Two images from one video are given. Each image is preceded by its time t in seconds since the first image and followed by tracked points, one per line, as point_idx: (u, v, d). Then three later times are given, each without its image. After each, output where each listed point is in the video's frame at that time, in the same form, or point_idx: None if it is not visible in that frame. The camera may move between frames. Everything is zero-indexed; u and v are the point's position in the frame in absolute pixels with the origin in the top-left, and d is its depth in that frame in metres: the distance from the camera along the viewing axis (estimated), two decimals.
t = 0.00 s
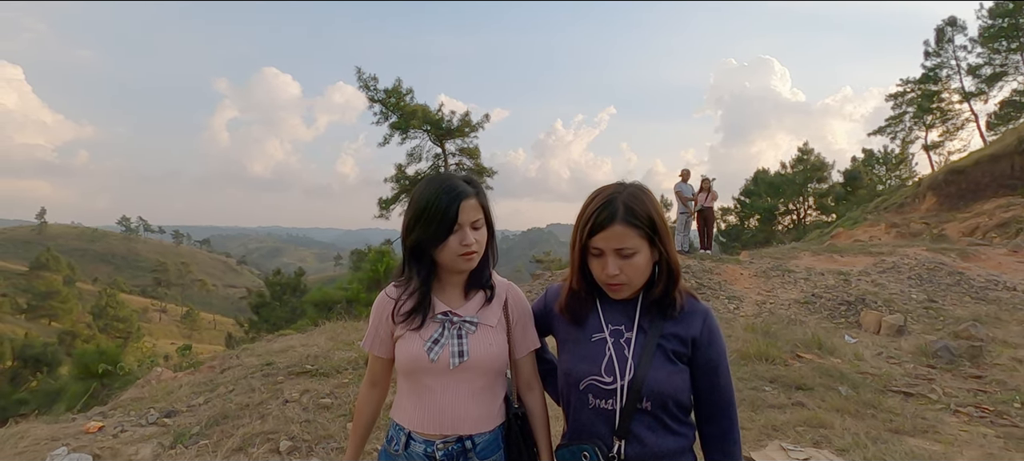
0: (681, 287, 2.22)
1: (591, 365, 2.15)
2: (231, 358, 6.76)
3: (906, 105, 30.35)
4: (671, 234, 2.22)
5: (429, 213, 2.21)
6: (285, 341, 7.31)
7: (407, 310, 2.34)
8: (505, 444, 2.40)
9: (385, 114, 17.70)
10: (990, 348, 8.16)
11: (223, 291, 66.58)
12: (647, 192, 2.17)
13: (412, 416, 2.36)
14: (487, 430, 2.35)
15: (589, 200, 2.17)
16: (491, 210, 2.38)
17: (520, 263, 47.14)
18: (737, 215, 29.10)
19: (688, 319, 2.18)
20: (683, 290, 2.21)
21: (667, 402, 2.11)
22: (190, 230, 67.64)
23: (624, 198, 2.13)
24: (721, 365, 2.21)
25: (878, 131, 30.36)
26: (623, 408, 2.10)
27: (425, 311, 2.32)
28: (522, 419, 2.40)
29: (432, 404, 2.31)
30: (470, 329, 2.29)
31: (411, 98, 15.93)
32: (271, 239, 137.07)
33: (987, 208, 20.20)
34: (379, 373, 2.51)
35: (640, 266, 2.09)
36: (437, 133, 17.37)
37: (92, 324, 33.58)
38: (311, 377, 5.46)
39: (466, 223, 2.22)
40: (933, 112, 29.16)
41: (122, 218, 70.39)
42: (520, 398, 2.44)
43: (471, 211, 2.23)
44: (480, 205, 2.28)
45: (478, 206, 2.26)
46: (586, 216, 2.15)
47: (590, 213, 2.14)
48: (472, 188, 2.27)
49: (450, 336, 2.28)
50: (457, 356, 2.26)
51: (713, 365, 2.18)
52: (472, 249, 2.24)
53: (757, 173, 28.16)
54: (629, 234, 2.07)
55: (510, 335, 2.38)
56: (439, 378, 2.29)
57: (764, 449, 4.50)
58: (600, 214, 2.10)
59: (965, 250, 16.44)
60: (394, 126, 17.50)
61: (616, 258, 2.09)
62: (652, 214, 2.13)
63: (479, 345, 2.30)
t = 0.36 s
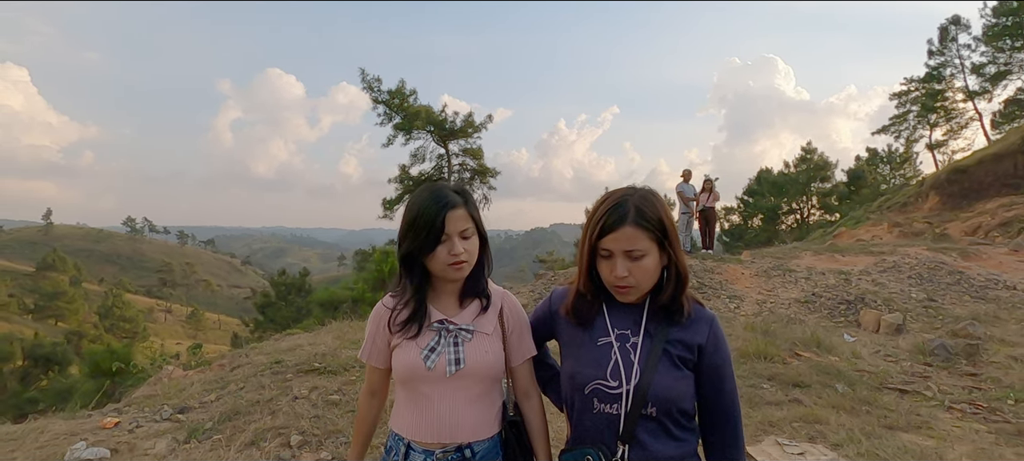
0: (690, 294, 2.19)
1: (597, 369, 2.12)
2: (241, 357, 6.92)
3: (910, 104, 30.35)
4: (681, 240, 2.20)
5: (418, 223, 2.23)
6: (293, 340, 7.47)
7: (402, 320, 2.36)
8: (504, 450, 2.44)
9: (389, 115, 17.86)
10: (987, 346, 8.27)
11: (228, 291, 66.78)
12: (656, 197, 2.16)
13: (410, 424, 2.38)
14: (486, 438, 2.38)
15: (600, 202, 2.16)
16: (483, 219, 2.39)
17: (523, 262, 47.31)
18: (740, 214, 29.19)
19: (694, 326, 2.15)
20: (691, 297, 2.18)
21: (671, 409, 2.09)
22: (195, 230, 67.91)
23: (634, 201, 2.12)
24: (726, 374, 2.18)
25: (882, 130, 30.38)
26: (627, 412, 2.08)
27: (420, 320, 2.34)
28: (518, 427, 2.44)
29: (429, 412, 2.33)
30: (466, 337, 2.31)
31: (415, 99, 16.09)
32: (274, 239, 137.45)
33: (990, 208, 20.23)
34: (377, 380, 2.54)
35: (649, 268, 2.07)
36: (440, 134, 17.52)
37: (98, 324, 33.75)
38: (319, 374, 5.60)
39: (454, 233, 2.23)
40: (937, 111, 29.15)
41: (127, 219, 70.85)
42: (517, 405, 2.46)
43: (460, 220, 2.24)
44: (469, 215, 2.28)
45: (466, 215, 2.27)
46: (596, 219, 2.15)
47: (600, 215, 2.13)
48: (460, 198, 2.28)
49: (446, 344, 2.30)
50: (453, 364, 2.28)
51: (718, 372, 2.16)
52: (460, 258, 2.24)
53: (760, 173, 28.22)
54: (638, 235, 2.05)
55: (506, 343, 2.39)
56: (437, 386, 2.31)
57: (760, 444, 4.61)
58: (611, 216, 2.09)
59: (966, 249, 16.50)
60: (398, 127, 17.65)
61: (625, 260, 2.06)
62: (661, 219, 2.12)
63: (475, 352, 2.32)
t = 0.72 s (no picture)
0: (696, 287, 2.23)
1: (604, 359, 2.15)
2: (250, 354, 7.08)
3: (916, 103, 30.31)
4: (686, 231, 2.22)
5: (400, 227, 2.25)
6: (301, 338, 7.63)
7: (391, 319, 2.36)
8: (495, 449, 2.39)
9: (393, 116, 18.01)
10: (985, 345, 8.37)
11: (234, 291, 67.05)
12: (662, 190, 2.17)
13: (404, 419, 2.35)
14: (477, 434, 2.36)
15: (609, 196, 2.18)
16: (468, 218, 2.38)
17: (528, 262, 47.52)
18: (745, 214, 29.30)
19: (700, 318, 2.19)
20: (696, 290, 2.22)
21: (677, 398, 2.12)
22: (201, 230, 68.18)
23: (642, 194, 2.14)
24: (731, 365, 2.21)
25: (887, 129, 30.37)
26: (633, 402, 2.11)
27: (410, 316, 2.34)
28: (510, 422, 2.40)
29: (422, 405, 2.32)
30: (458, 329, 2.32)
31: (420, 101, 16.25)
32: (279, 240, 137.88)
33: (995, 207, 20.24)
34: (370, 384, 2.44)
35: (657, 259, 2.09)
36: (445, 134, 17.67)
37: (106, 324, 33.92)
38: (328, 371, 5.76)
39: (436, 235, 2.24)
40: (943, 110, 29.11)
41: (134, 220, 71.39)
42: (510, 400, 2.47)
43: (442, 221, 2.25)
44: (452, 216, 2.28)
45: (448, 217, 2.27)
46: (605, 213, 2.17)
47: (608, 209, 2.16)
48: (442, 200, 2.28)
49: (438, 336, 2.31)
50: (445, 354, 2.29)
51: (723, 364, 2.19)
52: (444, 258, 2.26)
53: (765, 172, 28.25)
54: (646, 228, 2.07)
55: (497, 336, 2.41)
56: (430, 378, 2.31)
57: (756, 438, 4.73)
58: (618, 209, 2.11)
59: (969, 248, 16.54)
60: (402, 128, 17.80)
61: (633, 252, 2.09)
62: (668, 212, 2.13)
63: (468, 344, 2.33)
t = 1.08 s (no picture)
0: (694, 274, 2.16)
1: (602, 344, 2.13)
2: (261, 349, 7.26)
3: (922, 99, 30.18)
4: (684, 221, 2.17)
5: (385, 225, 2.09)
6: (309, 333, 7.81)
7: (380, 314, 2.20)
8: (484, 441, 2.20)
9: (398, 115, 18.17)
10: (983, 339, 8.48)
11: (240, 289, 67.38)
12: (661, 182, 2.11)
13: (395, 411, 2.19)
14: (466, 423, 2.19)
15: (606, 187, 2.13)
16: (456, 213, 2.20)
17: (533, 260, 47.74)
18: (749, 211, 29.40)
19: (697, 304, 2.12)
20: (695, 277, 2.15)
21: (673, 383, 2.08)
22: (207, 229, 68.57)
23: (640, 185, 2.09)
24: (730, 351, 2.12)
25: (894, 126, 30.27)
26: (630, 385, 2.08)
27: (399, 311, 2.18)
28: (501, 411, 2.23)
29: (412, 397, 2.16)
30: (446, 322, 2.16)
31: (424, 100, 16.41)
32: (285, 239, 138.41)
33: (999, 204, 20.27)
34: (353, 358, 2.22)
35: (655, 250, 2.05)
36: (449, 133, 17.83)
37: (115, 323, 34.24)
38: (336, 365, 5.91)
39: (423, 232, 2.07)
40: (949, 106, 29.07)
41: (141, 219, 71.87)
42: (500, 390, 2.29)
43: (428, 218, 2.08)
44: (438, 214, 2.10)
45: (434, 215, 2.09)
46: (603, 204, 2.12)
47: (605, 201, 2.10)
48: (427, 196, 2.09)
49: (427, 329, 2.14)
50: (434, 346, 2.14)
51: (721, 350, 2.10)
52: (432, 256, 2.10)
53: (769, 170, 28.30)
54: (644, 219, 2.03)
55: (486, 328, 2.25)
56: (418, 370, 2.16)
57: (753, 428, 4.85)
58: (617, 201, 2.06)
59: (971, 245, 16.62)
60: (407, 127, 17.97)
61: (632, 242, 2.04)
62: (667, 204, 2.08)
63: (456, 336, 2.17)
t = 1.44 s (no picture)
0: (691, 273, 2.09)
1: (600, 337, 2.04)
2: (272, 346, 7.44)
3: (932, 99, 30.04)
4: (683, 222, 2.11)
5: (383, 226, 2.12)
6: (319, 331, 7.98)
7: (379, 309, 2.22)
8: (478, 430, 2.21)
9: (405, 116, 18.35)
10: (985, 339, 8.56)
11: (249, 288, 67.82)
12: (659, 183, 2.04)
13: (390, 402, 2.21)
14: (459, 414, 2.19)
15: (605, 187, 2.06)
16: (451, 215, 2.20)
17: (539, 260, 47.86)
18: (757, 212, 29.44)
19: (694, 301, 2.04)
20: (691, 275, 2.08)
21: (669, 377, 2.01)
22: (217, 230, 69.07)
23: (639, 185, 2.02)
24: (723, 348, 2.06)
25: (903, 126, 30.14)
26: (628, 380, 2.00)
27: (396, 307, 2.19)
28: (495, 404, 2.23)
29: (406, 390, 2.17)
30: (440, 318, 2.16)
31: (431, 101, 16.58)
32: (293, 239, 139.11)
33: (1008, 204, 20.21)
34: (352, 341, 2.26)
35: (652, 249, 1.98)
36: (456, 134, 18.00)
37: (126, 321, 34.58)
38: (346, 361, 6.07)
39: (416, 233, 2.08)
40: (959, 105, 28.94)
41: (151, 219, 72.57)
42: (494, 385, 2.30)
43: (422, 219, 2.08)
44: (430, 216, 2.11)
45: (426, 216, 2.10)
46: (602, 203, 2.06)
47: (604, 200, 2.04)
48: (419, 199, 2.11)
49: (422, 323, 2.16)
50: (427, 341, 2.14)
51: (714, 346, 2.04)
52: (425, 256, 2.10)
53: (777, 170, 28.29)
54: (641, 218, 1.97)
55: (479, 324, 2.24)
56: (412, 364, 2.16)
57: (751, 422, 4.95)
58: (615, 199, 2.00)
59: (977, 245, 16.63)
60: (415, 128, 18.15)
61: (629, 241, 1.98)
62: (665, 206, 2.02)
63: (449, 332, 2.17)
